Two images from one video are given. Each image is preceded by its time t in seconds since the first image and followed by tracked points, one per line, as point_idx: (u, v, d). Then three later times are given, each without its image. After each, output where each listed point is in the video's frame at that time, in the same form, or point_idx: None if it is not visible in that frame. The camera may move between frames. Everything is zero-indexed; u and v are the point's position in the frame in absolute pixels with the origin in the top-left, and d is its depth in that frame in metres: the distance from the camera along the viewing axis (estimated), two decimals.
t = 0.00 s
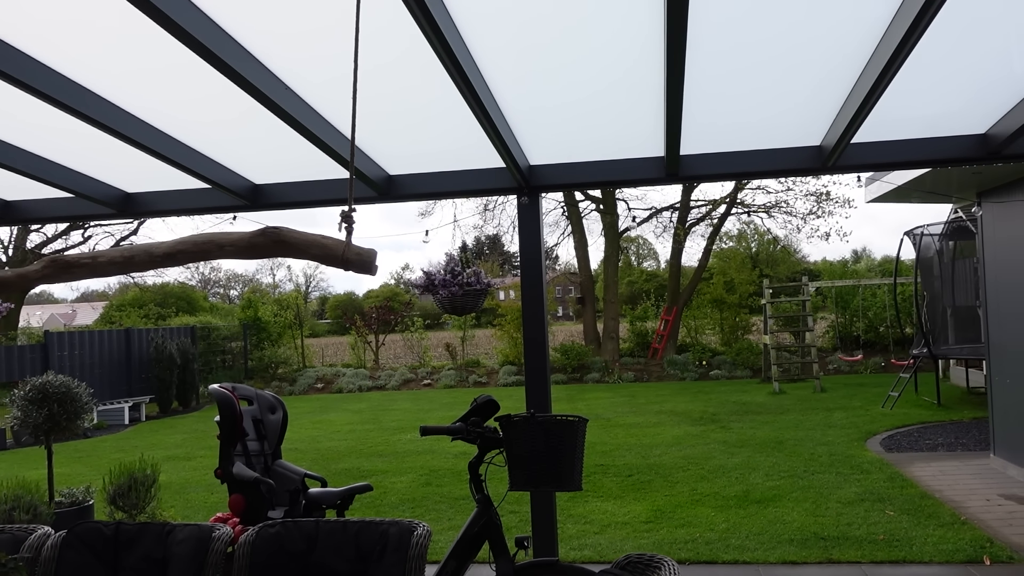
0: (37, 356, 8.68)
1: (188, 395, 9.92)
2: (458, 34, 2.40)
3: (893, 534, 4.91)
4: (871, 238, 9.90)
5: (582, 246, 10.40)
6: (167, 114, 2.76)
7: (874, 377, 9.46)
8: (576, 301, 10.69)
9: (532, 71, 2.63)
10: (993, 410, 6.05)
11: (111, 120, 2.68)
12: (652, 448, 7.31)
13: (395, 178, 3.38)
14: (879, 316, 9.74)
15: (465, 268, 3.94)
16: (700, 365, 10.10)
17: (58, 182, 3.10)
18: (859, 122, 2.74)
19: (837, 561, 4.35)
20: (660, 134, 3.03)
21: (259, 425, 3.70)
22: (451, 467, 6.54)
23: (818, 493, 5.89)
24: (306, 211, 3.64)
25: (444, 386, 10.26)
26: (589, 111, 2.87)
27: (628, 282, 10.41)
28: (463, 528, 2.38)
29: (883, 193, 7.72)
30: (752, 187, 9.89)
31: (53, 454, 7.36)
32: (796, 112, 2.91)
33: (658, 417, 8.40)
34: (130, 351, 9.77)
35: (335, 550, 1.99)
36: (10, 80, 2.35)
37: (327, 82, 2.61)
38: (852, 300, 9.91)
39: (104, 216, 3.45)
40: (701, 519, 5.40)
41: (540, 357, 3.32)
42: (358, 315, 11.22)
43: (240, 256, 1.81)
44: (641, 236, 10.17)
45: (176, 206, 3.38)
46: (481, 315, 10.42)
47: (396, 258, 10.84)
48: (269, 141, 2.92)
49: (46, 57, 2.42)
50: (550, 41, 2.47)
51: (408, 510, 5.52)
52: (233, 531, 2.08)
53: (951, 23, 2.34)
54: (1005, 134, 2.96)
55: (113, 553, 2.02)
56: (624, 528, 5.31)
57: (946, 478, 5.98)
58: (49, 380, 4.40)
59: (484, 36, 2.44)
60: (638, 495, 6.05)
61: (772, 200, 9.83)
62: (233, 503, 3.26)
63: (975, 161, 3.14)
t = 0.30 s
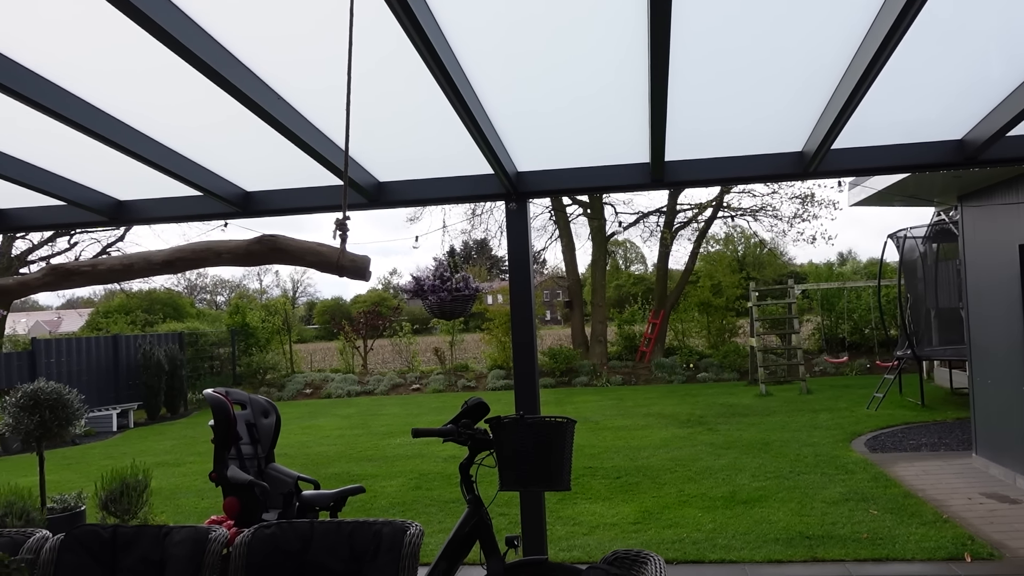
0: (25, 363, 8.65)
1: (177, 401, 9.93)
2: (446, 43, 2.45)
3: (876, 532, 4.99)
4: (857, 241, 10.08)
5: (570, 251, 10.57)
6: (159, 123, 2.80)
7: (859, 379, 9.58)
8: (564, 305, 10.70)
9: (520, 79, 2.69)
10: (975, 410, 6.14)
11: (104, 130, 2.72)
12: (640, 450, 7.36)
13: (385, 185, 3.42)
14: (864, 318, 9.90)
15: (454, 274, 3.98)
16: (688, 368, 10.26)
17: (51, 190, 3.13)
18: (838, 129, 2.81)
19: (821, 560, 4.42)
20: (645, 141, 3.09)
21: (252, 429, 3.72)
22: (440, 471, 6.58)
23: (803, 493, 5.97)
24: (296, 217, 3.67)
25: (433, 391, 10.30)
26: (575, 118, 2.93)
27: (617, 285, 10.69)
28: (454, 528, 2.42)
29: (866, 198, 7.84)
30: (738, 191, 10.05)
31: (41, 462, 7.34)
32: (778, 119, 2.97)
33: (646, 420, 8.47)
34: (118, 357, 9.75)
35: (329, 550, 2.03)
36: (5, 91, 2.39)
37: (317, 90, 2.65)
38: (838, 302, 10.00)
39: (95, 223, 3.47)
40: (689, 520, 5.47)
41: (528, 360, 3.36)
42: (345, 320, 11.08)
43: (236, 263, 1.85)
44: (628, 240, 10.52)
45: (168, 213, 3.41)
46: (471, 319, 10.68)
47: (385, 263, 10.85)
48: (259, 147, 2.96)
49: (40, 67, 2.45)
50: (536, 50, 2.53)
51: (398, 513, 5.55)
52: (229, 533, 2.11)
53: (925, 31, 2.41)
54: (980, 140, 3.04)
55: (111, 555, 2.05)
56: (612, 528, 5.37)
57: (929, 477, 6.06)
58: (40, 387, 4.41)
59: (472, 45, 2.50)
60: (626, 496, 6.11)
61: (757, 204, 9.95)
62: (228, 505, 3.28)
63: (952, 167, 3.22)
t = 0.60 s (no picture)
0: (7, 363, 8.57)
1: (160, 401, 9.89)
2: (430, 45, 2.49)
3: (855, 525, 5.08)
4: (836, 240, 10.53)
5: (553, 250, 10.65)
6: (145, 123, 2.82)
7: (839, 376, 9.73)
8: (548, 304, 10.99)
9: (503, 80, 2.74)
10: (952, 405, 6.26)
11: (91, 130, 2.73)
12: (623, 448, 7.43)
13: (370, 185, 3.46)
14: (845, 316, 10.19)
15: (438, 273, 4.02)
16: (671, 366, 10.45)
17: (38, 190, 3.14)
18: (814, 130, 2.89)
19: (800, 553, 4.50)
20: (627, 142, 3.15)
21: (239, 425, 3.76)
22: (425, 469, 6.61)
23: (784, 488, 6.06)
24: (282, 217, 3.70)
25: (418, 390, 10.34)
26: (558, 119, 2.98)
27: (601, 284, 10.92)
28: (440, 521, 2.48)
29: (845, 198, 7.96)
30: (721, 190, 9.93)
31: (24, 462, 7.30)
32: (756, 120, 3.04)
33: (629, 418, 8.55)
34: (101, 358, 9.68)
35: (316, 543, 2.07)
36: None
37: (303, 91, 2.68)
38: (819, 301, 10.35)
39: (81, 223, 3.48)
40: (671, 515, 5.55)
41: (511, 358, 3.41)
42: (330, 321, 11.21)
43: (227, 262, 1.87)
44: (612, 240, 10.60)
45: (154, 213, 3.43)
46: (456, 320, 10.93)
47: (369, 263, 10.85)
48: (244, 148, 2.99)
49: (28, 68, 2.47)
50: (519, 52, 2.58)
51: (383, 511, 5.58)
52: (217, 528, 2.16)
53: (897, 34, 2.49)
54: (952, 140, 3.13)
55: (101, 550, 2.08)
56: (596, 524, 5.44)
57: (906, 471, 6.18)
58: (26, 386, 4.40)
59: (456, 48, 2.55)
60: (609, 492, 6.18)
61: (740, 203, 9.91)
62: (216, 501, 3.30)
63: (925, 167, 3.31)
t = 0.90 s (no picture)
0: None
1: (145, 396, 9.87)
2: (414, 44, 2.52)
3: (834, 518, 5.17)
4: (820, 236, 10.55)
5: (540, 245, 10.69)
6: (132, 120, 2.83)
7: (823, 372, 9.86)
8: (534, 299, 11.15)
9: (488, 79, 2.78)
10: (930, 400, 6.37)
11: (78, 127, 2.75)
12: (608, 442, 7.51)
13: (356, 182, 3.49)
14: (828, 312, 10.29)
15: (424, 269, 4.06)
16: (656, 361, 10.53)
17: (24, 185, 3.15)
18: (792, 129, 2.94)
19: (780, 545, 4.58)
20: (610, 141, 3.20)
21: (226, 419, 3.78)
22: (411, 463, 6.65)
23: (765, 482, 6.16)
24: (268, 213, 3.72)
25: (404, 385, 10.39)
26: (542, 118, 3.03)
27: (587, 280, 11.18)
28: (424, 513, 2.52)
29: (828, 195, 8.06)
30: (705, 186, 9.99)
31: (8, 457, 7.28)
32: (736, 119, 3.09)
33: (614, 412, 8.63)
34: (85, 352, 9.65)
35: (303, 534, 2.11)
36: None
37: (289, 88, 2.70)
38: (803, 296, 10.41)
39: (68, 218, 3.49)
40: (654, 508, 5.62)
41: (496, 353, 3.46)
42: (316, 315, 11.32)
43: (215, 259, 1.90)
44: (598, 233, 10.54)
45: (141, 209, 3.44)
46: (442, 314, 10.91)
47: (355, 258, 10.85)
48: (231, 145, 3.01)
49: (15, 65, 2.48)
50: (502, 51, 2.62)
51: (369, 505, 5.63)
52: (205, 520, 2.19)
53: (872, 37, 2.55)
54: (927, 141, 3.20)
55: (90, 541, 2.11)
56: (580, 517, 5.51)
57: (886, 465, 6.29)
58: (12, 380, 4.40)
59: (440, 47, 2.58)
60: (594, 486, 6.25)
61: (725, 199, 9.97)
62: (203, 494, 3.33)
63: (902, 166, 3.38)
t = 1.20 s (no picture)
0: None
1: (132, 387, 9.98)
2: (404, 40, 2.55)
3: (816, 511, 5.25)
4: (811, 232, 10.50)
5: (529, 239, 10.72)
6: (124, 112, 2.84)
7: (810, 367, 9.94)
8: (525, 292, 10.75)
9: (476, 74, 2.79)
10: (914, 395, 6.45)
11: (68, 118, 2.75)
12: (595, 435, 7.56)
13: (346, 174, 3.50)
14: (816, 308, 10.32)
15: (412, 261, 4.07)
16: (644, 355, 10.61)
17: (13, 176, 3.14)
18: (778, 126, 2.98)
19: (763, 537, 4.65)
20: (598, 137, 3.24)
21: (215, 410, 3.81)
22: (399, 455, 6.69)
23: (750, 476, 6.23)
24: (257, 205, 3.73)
25: (393, 376, 10.54)
26: (531, 114, 3.06)
27: (577, 274, 10.81)
28: (410, 503, 2.55)
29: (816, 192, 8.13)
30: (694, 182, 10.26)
31: None
32: (722, 116, 3.13)
33: (602, 406, 8.69)
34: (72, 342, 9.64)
35: (291, 523, 2.14)
36: None
37: (280, 82, 2.72)
38: (790, 291, 10.46)
39: (56, 208, 3.49)
40: (639, 501, 5.69)
41: (483, 346, 3.49)
42: (305, 307, 11.14)
43: (206, 251, 1.90)
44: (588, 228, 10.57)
45: (130, 200, 3.45)
46: (431, 307, 10.89)
47: (344, 249, 10.84)
48: (221, 137, 3.01)
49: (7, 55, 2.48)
50: (491, 48, 2.65)
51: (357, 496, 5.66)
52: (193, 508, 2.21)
53: (855, 36, 2.58)
54: (910, 139, 3.24)
55: (79, 528, 2.14)
56: (565, 510, 5.56)
57: (869, 460, 6.37)
58: None
59: (428, 41, 2.60)
60: (580, 478, 6.31)
61: (714, 194, 10.18)
62: (191, 483, 3.35)
63: (885, 164, 3.42)
